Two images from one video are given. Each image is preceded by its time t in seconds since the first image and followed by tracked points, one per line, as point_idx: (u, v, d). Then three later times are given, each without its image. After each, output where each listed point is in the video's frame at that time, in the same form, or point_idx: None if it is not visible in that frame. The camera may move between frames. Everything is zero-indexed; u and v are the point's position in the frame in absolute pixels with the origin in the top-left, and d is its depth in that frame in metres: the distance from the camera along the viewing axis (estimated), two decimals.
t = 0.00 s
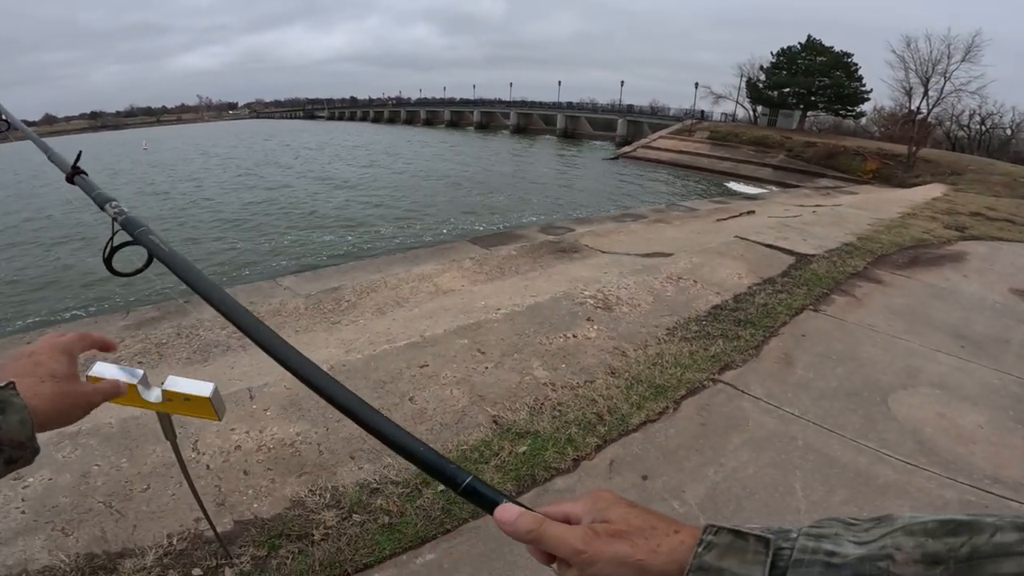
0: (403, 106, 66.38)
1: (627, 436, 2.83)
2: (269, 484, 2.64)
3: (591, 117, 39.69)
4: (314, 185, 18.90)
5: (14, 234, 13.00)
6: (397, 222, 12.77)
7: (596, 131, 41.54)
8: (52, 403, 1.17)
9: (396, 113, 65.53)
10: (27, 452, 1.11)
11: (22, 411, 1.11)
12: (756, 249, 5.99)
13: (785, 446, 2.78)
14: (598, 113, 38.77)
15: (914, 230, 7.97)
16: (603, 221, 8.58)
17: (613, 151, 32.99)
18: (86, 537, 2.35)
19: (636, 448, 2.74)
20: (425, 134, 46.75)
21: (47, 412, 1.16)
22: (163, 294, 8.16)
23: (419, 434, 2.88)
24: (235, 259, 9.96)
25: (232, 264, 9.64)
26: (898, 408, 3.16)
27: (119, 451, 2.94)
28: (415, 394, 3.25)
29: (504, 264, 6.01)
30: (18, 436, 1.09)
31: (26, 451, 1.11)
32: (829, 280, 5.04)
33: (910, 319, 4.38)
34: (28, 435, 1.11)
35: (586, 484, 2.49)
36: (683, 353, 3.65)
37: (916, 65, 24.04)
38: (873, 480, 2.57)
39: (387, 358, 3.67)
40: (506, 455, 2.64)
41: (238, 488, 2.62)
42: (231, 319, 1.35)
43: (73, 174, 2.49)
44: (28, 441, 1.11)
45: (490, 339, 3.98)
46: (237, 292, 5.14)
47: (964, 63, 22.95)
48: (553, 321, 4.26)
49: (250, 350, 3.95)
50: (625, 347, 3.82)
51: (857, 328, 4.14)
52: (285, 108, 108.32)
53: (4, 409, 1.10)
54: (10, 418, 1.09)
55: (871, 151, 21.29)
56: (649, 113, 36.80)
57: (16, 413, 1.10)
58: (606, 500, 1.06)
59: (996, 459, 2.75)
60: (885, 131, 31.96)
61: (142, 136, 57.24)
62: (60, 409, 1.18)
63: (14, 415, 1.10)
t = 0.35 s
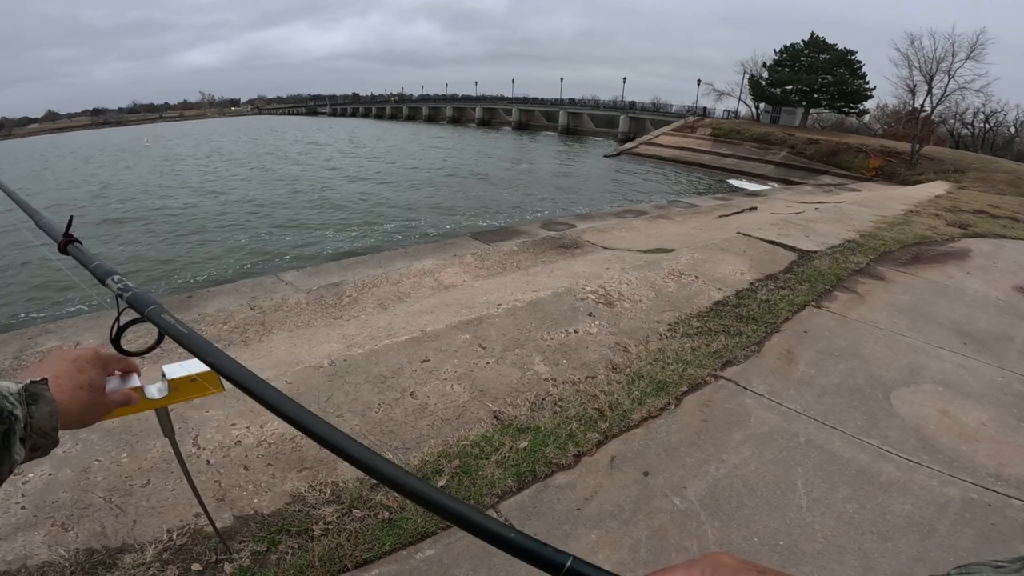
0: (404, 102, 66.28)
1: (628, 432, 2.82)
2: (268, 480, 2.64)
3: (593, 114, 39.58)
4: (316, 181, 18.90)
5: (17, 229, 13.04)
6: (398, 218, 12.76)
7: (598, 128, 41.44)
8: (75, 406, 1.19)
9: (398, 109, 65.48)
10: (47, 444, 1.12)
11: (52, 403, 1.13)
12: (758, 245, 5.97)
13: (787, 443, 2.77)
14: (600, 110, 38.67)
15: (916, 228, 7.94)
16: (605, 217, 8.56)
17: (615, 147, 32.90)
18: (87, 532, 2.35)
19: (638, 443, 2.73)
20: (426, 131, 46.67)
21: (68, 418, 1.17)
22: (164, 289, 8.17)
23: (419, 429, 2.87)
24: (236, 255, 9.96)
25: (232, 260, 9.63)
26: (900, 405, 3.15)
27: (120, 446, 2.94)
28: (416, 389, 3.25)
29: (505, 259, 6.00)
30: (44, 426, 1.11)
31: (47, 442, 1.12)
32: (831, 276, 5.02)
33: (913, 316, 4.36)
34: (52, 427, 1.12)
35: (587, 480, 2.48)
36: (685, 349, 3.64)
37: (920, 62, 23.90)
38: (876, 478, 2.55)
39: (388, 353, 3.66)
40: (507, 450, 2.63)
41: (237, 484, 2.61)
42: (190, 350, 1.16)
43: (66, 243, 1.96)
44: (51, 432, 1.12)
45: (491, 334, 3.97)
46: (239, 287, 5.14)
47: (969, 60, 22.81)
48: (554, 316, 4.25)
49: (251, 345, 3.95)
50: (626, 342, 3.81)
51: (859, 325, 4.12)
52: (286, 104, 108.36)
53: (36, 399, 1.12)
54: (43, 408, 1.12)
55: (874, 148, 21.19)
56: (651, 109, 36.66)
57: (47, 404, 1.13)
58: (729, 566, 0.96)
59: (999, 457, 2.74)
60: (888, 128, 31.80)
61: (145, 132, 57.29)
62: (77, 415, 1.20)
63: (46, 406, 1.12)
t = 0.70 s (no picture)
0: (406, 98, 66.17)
1: (626, 424, 2.81)
2: (265, 471, 2.64)
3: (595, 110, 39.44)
4: (318, 176, 18.87)
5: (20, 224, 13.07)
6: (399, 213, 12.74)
7: (601, 123, 41.29)
8: (57, 393, 1.20)
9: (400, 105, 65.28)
10: (28, 434, 1.12)
11: (32, 392, 1.13)
12: (760, 239, 5.95)
13: (785, 437, 2.76)
14: (602, 106, 38.53)
15: (919, 223, 7.90)
16: (607, 212, 8.53)
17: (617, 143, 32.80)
18: (83, 523, 2.35)
19: (635, 436, 2.72)
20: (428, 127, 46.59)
21: (49, 405, 1.17)
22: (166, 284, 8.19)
23: (417, 420, 2.87)
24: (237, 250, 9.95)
25: (233, 255, 9.63)
26: (900, 400, 3.13)
27: (118, 438, 2.94)
28: (414, 381, 3.25)
29: (507, 253, 5.99)
30: (25, 415, 1.11)
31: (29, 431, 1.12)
32: (832, 271, 4.99)
33: (914, 311, 4.34)
34: (32, 416, 1.11)
35: (584, 472, 2.47)
36: (684, 342, 3.62)
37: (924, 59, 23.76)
38: (875, 472, 2.54)
39: (386, 345, 3.65)
40: (503, 442, 2.63)
41: (234, 475, 2.61)
42: (225, 354, 1.16)
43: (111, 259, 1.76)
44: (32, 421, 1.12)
45: (491, 327, 3.96)
46: (241, 281, 5.13)
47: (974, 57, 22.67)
48: (554, 309, 4.24)
49: (251, 338, 3.94)
50: (626, 335, 3.80)
51: (860, 319, 4.10)
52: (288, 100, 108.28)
53: (18, 388, 1.12)
54: (24, 398, 1.11)
55: (878, 144, 21.09)
56: (654, 105, 36.51)
57: (27, 392, 1.12)
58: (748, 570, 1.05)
59: (1000, 452, 2.72)
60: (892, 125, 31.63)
61: (148, 127, 57.33)
62: (59, 401, 1.20)
63: (27, 396, 1.12)
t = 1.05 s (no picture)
0: (408, 93, 65.96)
1: (626, 415, 2.81)
2: (263, 461, 2.64)
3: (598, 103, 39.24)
4: (319, 170, 18.84)
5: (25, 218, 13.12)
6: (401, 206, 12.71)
7: (604, 117, 41.09)
8: (44, 373, 1.21)
9: (402, 98, 65.07)
10: (14, 415, 1.12)
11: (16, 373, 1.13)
12: (762, 232, 5.92)
13: (785, 429, 2.75)
14: (605, 100, 38.32)
15: (923, 217, 7.85)
16: (609, 205, 8.50)
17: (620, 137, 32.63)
18: (82, 513, 2.36)
19: (634, 428, 2.72)
20: (430, 121, 46.44)
21: (35, 385, 1.18)
22: (170, 277, 8.21)
23: (416, 410, 2.86)
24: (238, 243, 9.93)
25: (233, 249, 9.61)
26: (902, 393, 3.12)
27: (118, 428, 2.95)
28: (414, 370, 3.25)
29: (509, 245, 5.97)
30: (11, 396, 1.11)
31: (15, 412, 1.11)
32: (835, 264, 4.97)
33: (917, 304, 4.32)
34: (17, 397, 1.11)
35: (583, 463, 2.47)
36: (685, 333, 3.61)
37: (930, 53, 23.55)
38: (875, 465, 2.53)
39: (387, 335, 3.65)
40: (502, 433, 2.62)
41: (233, 466, 2.61)
42: (200, 368, 1.11)
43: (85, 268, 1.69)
44: (16, 403, 1.11)
45: (491, 318, 3.95)
46: (243, 273, 5.13)
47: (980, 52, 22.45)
48: (555, 300, 4.23)
49: (253, 329, 3.94)
50: (626, 326, 3.79)
51: (862, 312, 4.08)
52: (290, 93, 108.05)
53: (6, 368, 1.13)
54: (12, 378, 1.12)
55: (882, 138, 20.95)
56: (657, 98, 36.29)
57: (13, 374, 1.12)
58: None
59: (1001, 447, 2.71)
60: (897, 120, 31.41)
61: (151, 120, 57.34)
62: (45, 381, 1.21)
63: (14, 375, 1.12)
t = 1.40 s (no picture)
0: (410, 88, 65.80)
1: (627, 410, 2.80)
2: (265, 455, 2.64)
3: (600, 99, 39.09)
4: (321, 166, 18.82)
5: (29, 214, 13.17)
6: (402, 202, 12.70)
7: (606, 113, 40.95)
8: (39, 367, 1.20)
9: (405, 94, 64.87)
10: (8, 410, 1.12)
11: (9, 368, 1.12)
12: (765, 227, 5.89)
13: (787, 424, 2.73)
14: (607, 95, 38.18)
15: (927, 213, 7.80)
16: (611, 200, 8.47)
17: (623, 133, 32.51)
18: (83, 508, 2.36)
19: (635, 422, 2.71)
20: (432, 117, 46.32)
21: (30, 379, 1.18)
22: (173, 272, 8.23)
23: (417, 404, 2.86)
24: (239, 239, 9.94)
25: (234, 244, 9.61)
26: (904, 389, 3.10)
27: (120, 423, 2.95)
28: (414, 365, 3.24)
29: (511, 240, 5.96)
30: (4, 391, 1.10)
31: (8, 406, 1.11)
32: (837, 259, 4.94)
33: (920, 300, 4.29)
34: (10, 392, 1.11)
35: (583, 458, 2.46)
36: (686, 328, 3.60)
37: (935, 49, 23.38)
38: (876, 462, 2.52)
39: (387, 329, 3.65)
40: (503, 427, 2.61)
41: (233, 460, 2.61)
42: (201, 361, 1.11)
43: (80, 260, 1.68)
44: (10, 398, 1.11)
45: (493, 312, 3.94)
46: (246, 267, 5.12)
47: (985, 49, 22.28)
48: (556, 294, 4.22)
49: (254, 323, 3.94)
50: (627, 321, 3.77)
51: (865, 307, 4.06)
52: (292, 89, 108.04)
53: None
54: (5, 372, 1.11)
55: (886, 134, 20.83)
56: (660, 94, 36.13)
57: (6, 370, 1.12)
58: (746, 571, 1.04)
59: (1004, 444, 2.69)
60: (901, 116, 31.22)
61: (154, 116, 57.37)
62: (40, 376, 1.21)
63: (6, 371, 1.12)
